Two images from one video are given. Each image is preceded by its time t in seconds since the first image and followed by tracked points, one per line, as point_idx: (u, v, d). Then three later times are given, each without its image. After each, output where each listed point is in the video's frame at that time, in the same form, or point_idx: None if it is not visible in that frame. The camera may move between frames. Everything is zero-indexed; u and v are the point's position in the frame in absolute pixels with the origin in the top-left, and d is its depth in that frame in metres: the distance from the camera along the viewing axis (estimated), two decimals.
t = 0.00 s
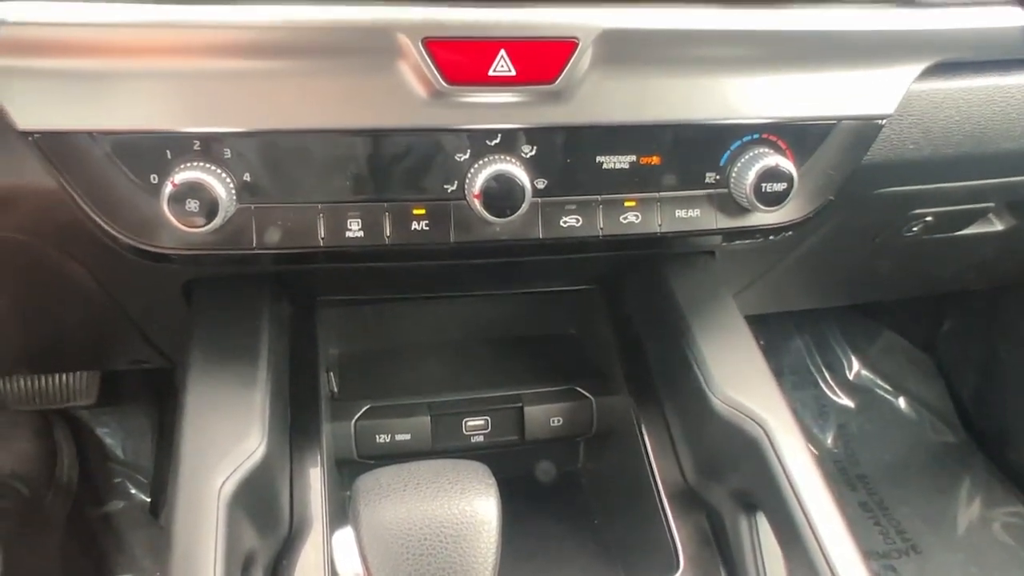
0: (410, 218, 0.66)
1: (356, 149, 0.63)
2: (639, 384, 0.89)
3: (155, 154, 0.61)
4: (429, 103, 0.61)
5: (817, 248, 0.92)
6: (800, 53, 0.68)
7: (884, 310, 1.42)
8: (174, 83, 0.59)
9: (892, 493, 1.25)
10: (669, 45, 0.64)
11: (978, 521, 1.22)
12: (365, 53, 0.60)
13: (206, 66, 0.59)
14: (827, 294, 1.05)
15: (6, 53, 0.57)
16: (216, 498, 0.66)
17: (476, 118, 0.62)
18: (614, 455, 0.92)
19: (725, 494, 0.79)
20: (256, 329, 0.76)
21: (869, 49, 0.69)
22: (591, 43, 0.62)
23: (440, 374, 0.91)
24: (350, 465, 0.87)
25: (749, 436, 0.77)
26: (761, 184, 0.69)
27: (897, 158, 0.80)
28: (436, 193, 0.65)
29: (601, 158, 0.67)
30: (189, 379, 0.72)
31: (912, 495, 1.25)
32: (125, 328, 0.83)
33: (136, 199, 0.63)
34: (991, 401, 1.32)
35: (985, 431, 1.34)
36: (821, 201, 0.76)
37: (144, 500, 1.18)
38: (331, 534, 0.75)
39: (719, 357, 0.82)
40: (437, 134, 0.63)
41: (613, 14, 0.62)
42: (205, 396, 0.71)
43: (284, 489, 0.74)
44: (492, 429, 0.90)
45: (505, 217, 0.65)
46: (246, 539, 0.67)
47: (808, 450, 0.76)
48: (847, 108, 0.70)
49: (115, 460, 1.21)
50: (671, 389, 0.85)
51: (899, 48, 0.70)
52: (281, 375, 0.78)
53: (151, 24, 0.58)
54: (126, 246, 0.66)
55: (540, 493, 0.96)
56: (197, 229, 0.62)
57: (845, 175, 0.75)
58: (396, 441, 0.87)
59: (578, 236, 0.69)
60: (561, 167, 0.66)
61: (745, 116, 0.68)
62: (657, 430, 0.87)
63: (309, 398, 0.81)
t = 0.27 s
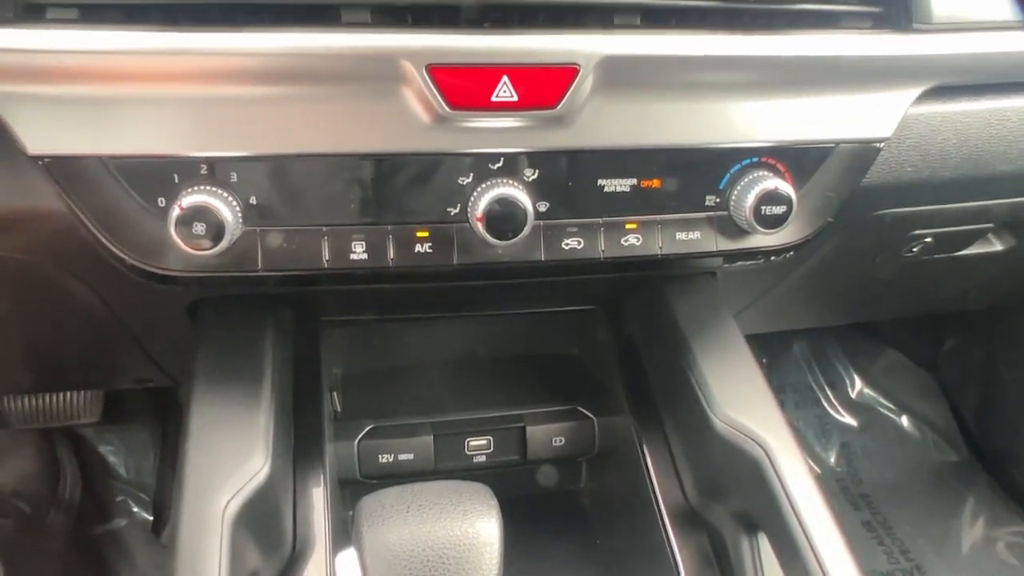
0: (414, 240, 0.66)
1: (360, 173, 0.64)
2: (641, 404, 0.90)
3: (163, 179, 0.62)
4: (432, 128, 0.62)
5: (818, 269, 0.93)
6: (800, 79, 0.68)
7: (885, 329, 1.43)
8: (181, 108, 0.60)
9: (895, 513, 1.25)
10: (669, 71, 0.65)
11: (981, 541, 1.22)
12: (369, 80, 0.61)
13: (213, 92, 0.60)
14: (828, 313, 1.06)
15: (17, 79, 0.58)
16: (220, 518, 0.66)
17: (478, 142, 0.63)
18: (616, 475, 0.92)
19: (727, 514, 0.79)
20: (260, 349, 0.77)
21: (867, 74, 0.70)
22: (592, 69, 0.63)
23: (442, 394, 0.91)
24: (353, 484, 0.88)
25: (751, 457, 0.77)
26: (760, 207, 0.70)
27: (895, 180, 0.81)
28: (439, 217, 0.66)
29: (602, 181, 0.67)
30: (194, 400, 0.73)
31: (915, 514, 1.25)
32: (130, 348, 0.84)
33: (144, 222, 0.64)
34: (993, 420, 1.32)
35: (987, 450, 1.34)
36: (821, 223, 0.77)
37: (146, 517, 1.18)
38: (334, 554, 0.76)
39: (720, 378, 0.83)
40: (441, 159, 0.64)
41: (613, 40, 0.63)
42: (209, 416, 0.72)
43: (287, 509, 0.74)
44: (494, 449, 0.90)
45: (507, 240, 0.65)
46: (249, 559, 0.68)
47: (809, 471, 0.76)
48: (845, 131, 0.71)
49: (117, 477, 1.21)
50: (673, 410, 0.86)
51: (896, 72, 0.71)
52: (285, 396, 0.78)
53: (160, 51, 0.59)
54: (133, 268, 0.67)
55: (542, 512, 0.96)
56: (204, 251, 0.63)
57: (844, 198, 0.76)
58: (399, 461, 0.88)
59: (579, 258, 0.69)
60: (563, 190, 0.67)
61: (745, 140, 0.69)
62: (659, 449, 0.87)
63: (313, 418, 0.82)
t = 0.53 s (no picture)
0: (416, 265, 0.67)
1: (363, 199, 0.65)
2: (641, 424, 0.91)
3: (169, 205, 0.63)
4: (434, 155, 0.64)
5: (815, 290, 0.94)
6: (794, 105, 0.70)
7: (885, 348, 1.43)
8: (188, 137, 0.61)
9: (897, 531, 1.25)
10: (666, 99, 0.66)
11: (983, 560, 1.22)
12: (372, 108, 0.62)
13: (218, 120, 0.61)
14: (827, 333, 1.06)
15: (29, 108, 0.60)
16: (225, 538, 0.67)
17: (480, 169, 0.64)
18: (617, 495, 0.93)
19: (727, 534, 0.80)
20: (264, 371, 0.78)
21: (861, 101, 0.71)
22: (590, 96, 0.64)
23: (444, 414, 0.92)
24: (355, 504, 0.89)
25: (750, 478, 0.78)
26: (757, 231, 0.71)
27: (890, 204, 0.82)
28: (441, 241, 0.67)
29: (601, 206, 0.68)
30: (198, 422, 0.74)
31: (916, 532, 1.25)
32: (135, 369, 0.85)
33: (151, 247, 0.65)
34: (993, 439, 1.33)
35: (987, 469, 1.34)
36: (817, 246, 0.78)
37: (148, 536, 1.19)
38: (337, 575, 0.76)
39: (720, 399, 0.83)
40: (442, 185, 0.65)
41: (611, 68, 0.64)
42: (213, 438, 0.73)
43: (290, 529, 0.75)
44: (495, 469, 0.91)
45: (507, 264, 0.66)
46: None
47: (808, 492, 0.77)
48: (840, 156, 0.73)
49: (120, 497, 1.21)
50: (673, 431, 0.87)
51: (889, 98, 0.72)
52: (289, 418, 0.79)
53: (168, 81, 0.60)
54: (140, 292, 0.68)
55: (543, 532, 0.97)
56: (209, 276, 0.64)
57: (840, 221, 0.77)
58: (401, 481, 0.89)
59: (579, 281, 0.70)
60: (563, 215, 0.68)
61: (741, 165, 0.70)
62: (658, 470, 0.88)
63: (315, 439, 0.82)
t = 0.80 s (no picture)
0: (420, 287, 0.68)
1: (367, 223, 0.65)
2: (643, 443, 0.91)
3: (176, 229, 0.64)
4: (438, 180, 0.64)
5: (815, 310, 0.95)
6: (791, 129, 0.71)
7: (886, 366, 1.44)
8: (196, 163, 0.62)
9: (900, 549, 1.25)
10: (666, 123, 0.67)
11: None
12: (377, 134, 0.63)
13: (226, 147, 0.62)
14: (828, 352, 1.07)
15: (40, 135, 0.61)
16: (230, 560, 0.68)
17: (482, 193, 0.65)
18: (619, 514, 0.93)
19: (729, 555, 0.80)
20: (268, 393, 0.78)
21: (858, 124, 0.72)
22: (591, 121, 0.65)
23: (446, 435, 0.93)
24: (358, 525, 0.89)
25: (752, 499, 0.78)
26: (757, 253, 0.71)
27: (889, 226, 0.83)
28: (444, 264, 0.68)
29: (603, 229, 0.69)
30: (203, 444, 0.74)
31: (919, 550, 1.25)
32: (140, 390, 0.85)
33: (158, 271, 0.66)
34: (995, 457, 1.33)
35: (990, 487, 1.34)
36: (817, 267, 0.78)
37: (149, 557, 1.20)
38: None
39: (721, 420, 0.84)
40: (446, 209, 0.66)
41: (612, 94, 0.65)
42: (218, 460, 0.73)
43: (295, 551, 0.75)
44: (498, 490, 0.91)
45: (510, 287, 0.67)
46: None
47: (810, 513, 0.77)
48: (838, 179, 0.73)
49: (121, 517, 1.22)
50: (676, 451, 0.87)
51: (886, 122, 0.73)
52: (293, 439, 0.80)
53: (176, 108, 0.61)
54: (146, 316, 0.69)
55: (546, 552, 0.97)
56: (216, 300, 0.64)
57: (839, 242, 0.78)
58: (404, 502, 0.89)
59: (582, 303, 0.71)
60: (565, 238, 0.69)
61: (740, 188, 0.71)
62: (660, 489, 0.88)
63: (319, 460, 0.83)
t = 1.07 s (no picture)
0: (423, 312, 0.69)
1: (371, 249, 0.66)
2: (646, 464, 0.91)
3: (182, 255, 0.65)
4: (440, 207, 0.65)
5: (816, 330, 0.95)
6: (789, 153, 0.71)
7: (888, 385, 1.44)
8: (202, 191, 0.63)
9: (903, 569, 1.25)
10: (666, 149, 0.68)
11: None
12: (380, 162, 0.64)
13: (232, 175, 0.63)
14: (829, 371, 1.07)
15: (48, 164, 0.62)
16: None
17: (485, 219, 0.66)
18: (621, 536, 0.93)
19: None
20: (271, 417, 0.79)
21: (855, 148, 0.73)
22: (592, 148, 0.66)
23: (450, 457, 0.93)
24: (361, 548, 0.89)
25: (755, 520, 0.78)
26: (758, 276, 0.72)
27: (887, 247, 0.83)
28: (448, 289, 0.68)
29: (604, 253, 0.70)
30: (207, 469, 0.75)
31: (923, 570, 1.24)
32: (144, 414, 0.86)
33: (163, 297, 0.67)
34: (998, 476, 1.32)
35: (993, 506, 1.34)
36: (817, 289, 0.79)
37: None
38: None
39: (724, 441, 0.84)
40: (449, 235, 0.66)
41: (613, 121, 0.66)
42: (223, 485, 0.74)
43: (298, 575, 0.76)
44: (501, 512, 0.92)
45: (513, 311, 0.67)
46: None
47: (813, 535, 0.78)
48: (836, 203, 0.74)
49: (122, 538, 1.21)
50: (679, 473, 0.87)
51: (883, 146, 0.74)
52: (296, 463, 0.80)
53: (182, 137, 0.62)
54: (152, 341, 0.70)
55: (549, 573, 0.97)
56: (221, 325, 0.65)
57: (838, 264, 0.78)
58: (408, 525, 0.89)
59: (584, 326, 0.72)
60: (567, 262, 0.69)
61: (739, 212, 0.71)
62: (664, 511, 0.88)
63: (322, 483, 0.83)
